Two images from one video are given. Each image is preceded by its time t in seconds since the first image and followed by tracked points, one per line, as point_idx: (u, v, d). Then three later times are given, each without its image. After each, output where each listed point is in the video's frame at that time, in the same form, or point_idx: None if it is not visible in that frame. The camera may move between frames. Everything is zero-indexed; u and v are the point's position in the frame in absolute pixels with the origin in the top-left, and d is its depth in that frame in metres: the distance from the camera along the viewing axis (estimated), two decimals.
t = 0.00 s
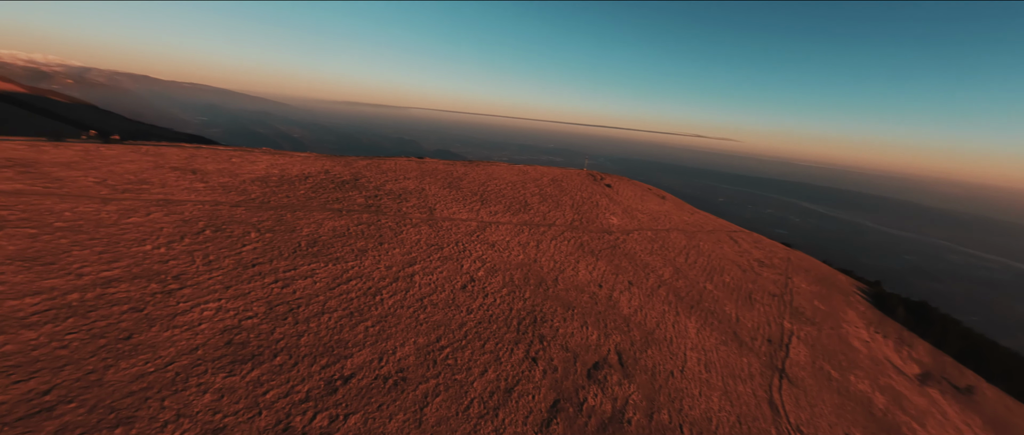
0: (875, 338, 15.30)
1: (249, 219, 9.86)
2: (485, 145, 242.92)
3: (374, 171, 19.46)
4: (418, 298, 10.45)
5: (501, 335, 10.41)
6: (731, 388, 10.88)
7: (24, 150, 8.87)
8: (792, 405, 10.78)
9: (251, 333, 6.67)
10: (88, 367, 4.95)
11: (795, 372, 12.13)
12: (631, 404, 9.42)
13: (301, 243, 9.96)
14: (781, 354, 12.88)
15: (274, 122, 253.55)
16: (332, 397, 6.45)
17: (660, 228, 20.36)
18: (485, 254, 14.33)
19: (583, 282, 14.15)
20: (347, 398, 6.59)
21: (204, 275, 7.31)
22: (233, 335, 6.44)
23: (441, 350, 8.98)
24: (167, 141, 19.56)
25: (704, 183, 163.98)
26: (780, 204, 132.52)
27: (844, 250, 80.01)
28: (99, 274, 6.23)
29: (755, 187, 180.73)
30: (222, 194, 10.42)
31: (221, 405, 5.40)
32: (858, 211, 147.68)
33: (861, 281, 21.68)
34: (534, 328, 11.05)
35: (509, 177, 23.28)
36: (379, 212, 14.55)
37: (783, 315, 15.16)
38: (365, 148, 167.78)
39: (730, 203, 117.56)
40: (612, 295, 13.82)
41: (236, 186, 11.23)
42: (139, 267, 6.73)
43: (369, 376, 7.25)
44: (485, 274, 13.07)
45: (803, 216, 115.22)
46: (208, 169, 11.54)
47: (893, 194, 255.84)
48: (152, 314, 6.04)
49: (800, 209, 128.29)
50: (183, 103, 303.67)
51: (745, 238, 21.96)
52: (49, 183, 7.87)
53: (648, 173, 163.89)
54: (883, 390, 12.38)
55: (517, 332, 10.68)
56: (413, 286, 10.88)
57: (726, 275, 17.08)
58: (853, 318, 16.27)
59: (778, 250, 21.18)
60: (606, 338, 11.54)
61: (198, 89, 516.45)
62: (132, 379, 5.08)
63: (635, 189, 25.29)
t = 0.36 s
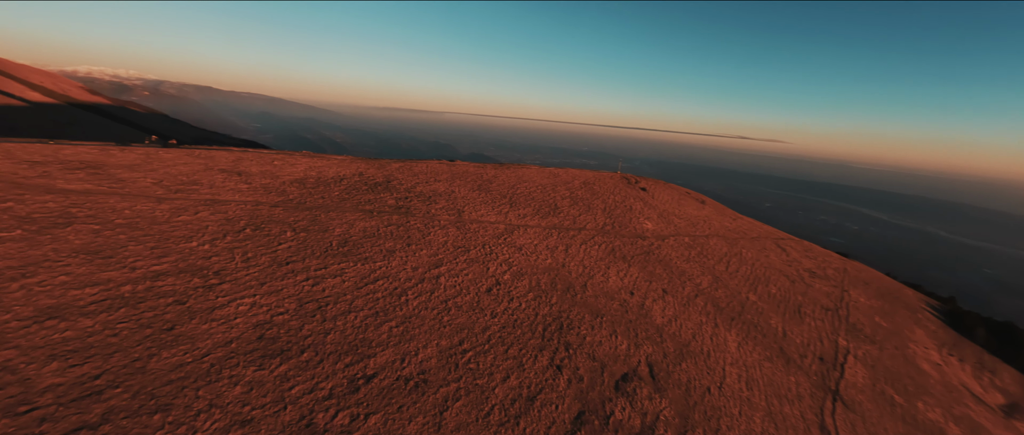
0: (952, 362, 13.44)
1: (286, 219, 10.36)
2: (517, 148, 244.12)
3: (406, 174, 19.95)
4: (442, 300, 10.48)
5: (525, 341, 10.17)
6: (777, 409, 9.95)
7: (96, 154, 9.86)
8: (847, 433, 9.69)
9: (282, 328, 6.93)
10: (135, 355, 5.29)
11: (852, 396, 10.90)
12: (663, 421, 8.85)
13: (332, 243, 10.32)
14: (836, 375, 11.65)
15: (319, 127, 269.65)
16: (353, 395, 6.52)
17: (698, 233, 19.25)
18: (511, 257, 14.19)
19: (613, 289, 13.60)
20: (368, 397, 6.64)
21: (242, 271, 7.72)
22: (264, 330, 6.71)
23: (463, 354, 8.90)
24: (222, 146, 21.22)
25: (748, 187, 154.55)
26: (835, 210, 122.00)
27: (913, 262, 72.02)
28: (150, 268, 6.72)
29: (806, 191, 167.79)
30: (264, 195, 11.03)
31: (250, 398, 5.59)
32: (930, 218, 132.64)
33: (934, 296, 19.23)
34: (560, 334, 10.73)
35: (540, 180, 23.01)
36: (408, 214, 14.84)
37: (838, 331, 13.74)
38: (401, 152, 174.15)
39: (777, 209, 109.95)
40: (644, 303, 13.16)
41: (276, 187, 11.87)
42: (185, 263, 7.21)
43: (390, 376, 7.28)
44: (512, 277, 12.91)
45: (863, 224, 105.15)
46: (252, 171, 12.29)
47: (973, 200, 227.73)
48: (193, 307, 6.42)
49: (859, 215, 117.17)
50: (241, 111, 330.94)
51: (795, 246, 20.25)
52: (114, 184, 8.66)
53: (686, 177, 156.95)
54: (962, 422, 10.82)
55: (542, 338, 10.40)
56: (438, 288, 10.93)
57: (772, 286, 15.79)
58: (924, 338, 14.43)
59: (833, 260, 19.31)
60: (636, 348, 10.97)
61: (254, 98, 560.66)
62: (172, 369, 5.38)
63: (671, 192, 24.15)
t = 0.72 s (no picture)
0: None
1: (318, 219, 10.77)
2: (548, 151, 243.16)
3: (436, 176, 20.28)
4: (466, 302, 10.43)
5: (549, 347, 9.87)
6: None
7: (154, 157, 10.73)
8: None
9: (309, 326, 7.14)
10: (174, 346, 5.61)
11: (920, 426, 9.65)
12: None
13: (361, 243, 10.60)
14: (900, 401, 10.37)
15: (359, 132, 283.29)
16: (374, 395, 6.55)
17: (739, 240, 18.02)
18: (538, 261, 13.93)
19: (643, 296, 12.98)
20: (388, 398, 6.64)
21: (276, 269, 8.06)
22: (293, 326, 6.93)
23: (485, 358, 8.76)
24: (269, 150, 22.63)
25: (797, 190, 144.06)
26: (899, 217, 110.88)
27: (995, 276, 63.84)
28: (193, 264, 7.16)
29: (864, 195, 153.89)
30: (300, 196, 11.53)
31: (275, 393, 5.74)
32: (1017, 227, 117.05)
33: None
34: (585, 342, 10.34)
35: (570, 182, 22.59)
36: (435, 215, 15.02)
37: (903, 352, 12.26)
38: (435, 155, 178.94)
39: (830, 215, 101.72)
40: (677, 313, 12.44)
41: (312, 189, 12.42)
42: (224, 259, 7.63)
43: (411, 378, 7.27)
44: (537, 282, 12.65)
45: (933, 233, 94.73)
46: (291, 173, 12.94)
47: None
48: (229, 302, 6.75)
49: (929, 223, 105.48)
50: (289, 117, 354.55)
51: (851, 256, 18.44)
52: (166, 184, 9.36)
53: (727, 180, 148.83)
54: None
55: (567, 346, 10.06)
56: (462, 290, 10.90)
57: (824, 298, 14.42)
58: (1011, 364, 12.56)
59: (897, 272, 17.38)
60: (668, 360, 10.35)
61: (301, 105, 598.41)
62: (205, 360, 5.64)
63: (709, 196, 22.85)
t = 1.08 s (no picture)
0: None
1: (347, 219, 11.10)
2: (578, 153, 240.26)
3: (464, 178, 20.44)
4: (488, 306, 10.31)
5: (573, 355, 9.53)
6: None
7: (202, 160, 11.51)
8: None
9: (333, 324, 7.29)
10: (207, 339, 5.89)
11: None
12: None
13: (386, 243, 10.80)
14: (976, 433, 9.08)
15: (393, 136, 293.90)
16: (392, 396, 6.55)
17: (784, 248, 16.71)
18: (563, 265, 13.60)
19: (675, 305, 12.29)
20: (406, 400, 6.61)
21: (305, 267, 8.35)
22: (317, 324, 7.11)
23: (505, 364, 8.56)
24: (308, 153, 23.81)
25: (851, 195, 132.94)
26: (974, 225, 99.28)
27: None
28: (230, 261, 7.56)
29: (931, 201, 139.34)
30: (332, 197, 11.95)
31: (298, 389, 5.87)
32: None
33: None
34: (611, 351, 9.89)
35: (599, 185, 22.01)
36: (461, 217, 15.09)
37: (981, 378, 10.77)
38: (465, 158, 181.98)
39: (889, 221, 92.96)
40: (712, 323, 11.66)
41: (343, 190, 12.85)
42: (257, 257, 8.00)
43: (429, 381, 7.22)
44: (562, 287, 12.32)
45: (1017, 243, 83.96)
46: (324, 175, 13.46)
47: None
48: (260, 298, 7.04)
49: (1012, 233, 93.47)
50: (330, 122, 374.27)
51: (916, 268, 16.57)
52: (210, 185, 9.99)
53: (771, 183, 139.91)
54: None
55: (591, 354, 9.67)
56: (485, 293, 10.80)
57: (883, 313, 13.02)
58: None
59: (972, 287, 15.39)
60: (701, 374, 9.68)
61: (340, 111, 629.92)
62: (234, 354, 5.87)
63: (750, 200, 21.44)
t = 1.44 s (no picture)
0: None
1: (374, 220, 11.35)
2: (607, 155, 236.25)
3: (490, 180, 20.46)
4: (509, 310, 10.15)
5: (597, 363, 9.16)
6: None
7: (241, 162, 12.18)
8: None
9: (354, 323, 7.41)
10: (237, 334, 6.14)
11: None
12: None
13: (410, 245, 10.92)
14: None
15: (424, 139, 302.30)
16: (409, 398, 6.52)
17: (832, 256, 15.36)
18: (589, 270, 13.20)
19: (708, 315, 11.56)
20: (422, 403, 6.54)
21: (331, 267, 8.58)
22: (339, 323, 7.25)
23: (525, 370, 8.33)
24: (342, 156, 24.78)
25: (912, 199, 121.27)
26: None
27: None
28: (261, 259, 7.90)
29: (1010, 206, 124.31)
30: (359, 198, 12.29)
31: (318, 387, 5.96)
32: None
33: None
34: (638, 362, 9.40)
35: (628, 187, 21.31)
36: (485, 219, 15.07)
37: None
38: (494, 160, 184.22)
39: (959, 229, 83.80)
40: (750, 336, 10.85)
41: (371, 191, 13.18)
42: (287, 255, 8.32)
43: (447, 384, 7.13)
44: (587, 293, 11.93)
45: None
46: (353, 177, 13.88)
47: None
48: (286, 296, 7.27)
49: None
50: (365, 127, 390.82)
51: (992, 281, 14.69)
52: (247, 186, 10.54)
53: (818, 186, 130.45)
54: None
55: (617, 364, 9.24)
56: (506, 297, 10.64)
57: (951, 332, 11.60)
58: None
59: None
60: (737, 391, 8.98)
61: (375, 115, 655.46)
62: (260, 350, 6.07)
63: (794, 204, 19.98)
